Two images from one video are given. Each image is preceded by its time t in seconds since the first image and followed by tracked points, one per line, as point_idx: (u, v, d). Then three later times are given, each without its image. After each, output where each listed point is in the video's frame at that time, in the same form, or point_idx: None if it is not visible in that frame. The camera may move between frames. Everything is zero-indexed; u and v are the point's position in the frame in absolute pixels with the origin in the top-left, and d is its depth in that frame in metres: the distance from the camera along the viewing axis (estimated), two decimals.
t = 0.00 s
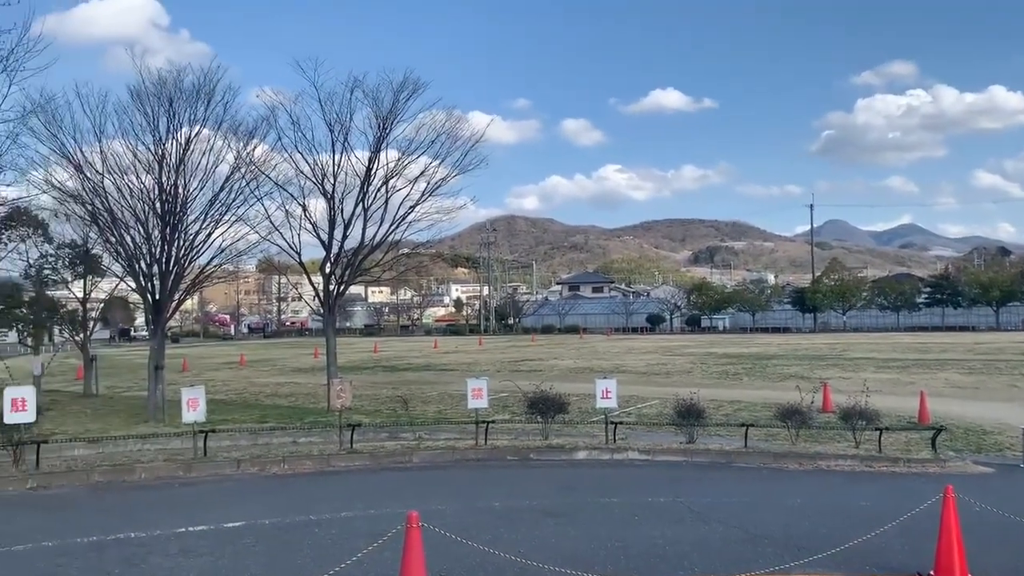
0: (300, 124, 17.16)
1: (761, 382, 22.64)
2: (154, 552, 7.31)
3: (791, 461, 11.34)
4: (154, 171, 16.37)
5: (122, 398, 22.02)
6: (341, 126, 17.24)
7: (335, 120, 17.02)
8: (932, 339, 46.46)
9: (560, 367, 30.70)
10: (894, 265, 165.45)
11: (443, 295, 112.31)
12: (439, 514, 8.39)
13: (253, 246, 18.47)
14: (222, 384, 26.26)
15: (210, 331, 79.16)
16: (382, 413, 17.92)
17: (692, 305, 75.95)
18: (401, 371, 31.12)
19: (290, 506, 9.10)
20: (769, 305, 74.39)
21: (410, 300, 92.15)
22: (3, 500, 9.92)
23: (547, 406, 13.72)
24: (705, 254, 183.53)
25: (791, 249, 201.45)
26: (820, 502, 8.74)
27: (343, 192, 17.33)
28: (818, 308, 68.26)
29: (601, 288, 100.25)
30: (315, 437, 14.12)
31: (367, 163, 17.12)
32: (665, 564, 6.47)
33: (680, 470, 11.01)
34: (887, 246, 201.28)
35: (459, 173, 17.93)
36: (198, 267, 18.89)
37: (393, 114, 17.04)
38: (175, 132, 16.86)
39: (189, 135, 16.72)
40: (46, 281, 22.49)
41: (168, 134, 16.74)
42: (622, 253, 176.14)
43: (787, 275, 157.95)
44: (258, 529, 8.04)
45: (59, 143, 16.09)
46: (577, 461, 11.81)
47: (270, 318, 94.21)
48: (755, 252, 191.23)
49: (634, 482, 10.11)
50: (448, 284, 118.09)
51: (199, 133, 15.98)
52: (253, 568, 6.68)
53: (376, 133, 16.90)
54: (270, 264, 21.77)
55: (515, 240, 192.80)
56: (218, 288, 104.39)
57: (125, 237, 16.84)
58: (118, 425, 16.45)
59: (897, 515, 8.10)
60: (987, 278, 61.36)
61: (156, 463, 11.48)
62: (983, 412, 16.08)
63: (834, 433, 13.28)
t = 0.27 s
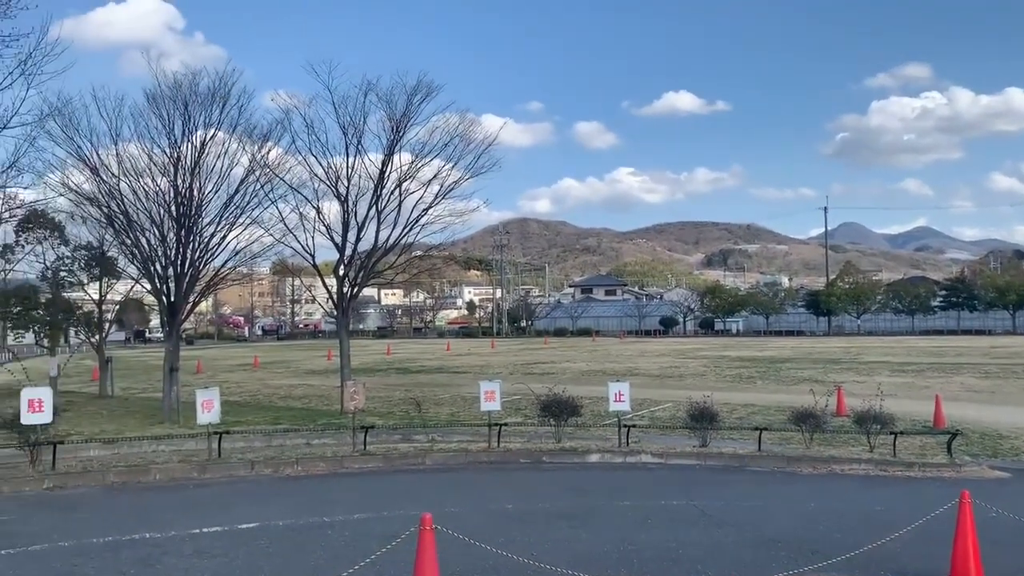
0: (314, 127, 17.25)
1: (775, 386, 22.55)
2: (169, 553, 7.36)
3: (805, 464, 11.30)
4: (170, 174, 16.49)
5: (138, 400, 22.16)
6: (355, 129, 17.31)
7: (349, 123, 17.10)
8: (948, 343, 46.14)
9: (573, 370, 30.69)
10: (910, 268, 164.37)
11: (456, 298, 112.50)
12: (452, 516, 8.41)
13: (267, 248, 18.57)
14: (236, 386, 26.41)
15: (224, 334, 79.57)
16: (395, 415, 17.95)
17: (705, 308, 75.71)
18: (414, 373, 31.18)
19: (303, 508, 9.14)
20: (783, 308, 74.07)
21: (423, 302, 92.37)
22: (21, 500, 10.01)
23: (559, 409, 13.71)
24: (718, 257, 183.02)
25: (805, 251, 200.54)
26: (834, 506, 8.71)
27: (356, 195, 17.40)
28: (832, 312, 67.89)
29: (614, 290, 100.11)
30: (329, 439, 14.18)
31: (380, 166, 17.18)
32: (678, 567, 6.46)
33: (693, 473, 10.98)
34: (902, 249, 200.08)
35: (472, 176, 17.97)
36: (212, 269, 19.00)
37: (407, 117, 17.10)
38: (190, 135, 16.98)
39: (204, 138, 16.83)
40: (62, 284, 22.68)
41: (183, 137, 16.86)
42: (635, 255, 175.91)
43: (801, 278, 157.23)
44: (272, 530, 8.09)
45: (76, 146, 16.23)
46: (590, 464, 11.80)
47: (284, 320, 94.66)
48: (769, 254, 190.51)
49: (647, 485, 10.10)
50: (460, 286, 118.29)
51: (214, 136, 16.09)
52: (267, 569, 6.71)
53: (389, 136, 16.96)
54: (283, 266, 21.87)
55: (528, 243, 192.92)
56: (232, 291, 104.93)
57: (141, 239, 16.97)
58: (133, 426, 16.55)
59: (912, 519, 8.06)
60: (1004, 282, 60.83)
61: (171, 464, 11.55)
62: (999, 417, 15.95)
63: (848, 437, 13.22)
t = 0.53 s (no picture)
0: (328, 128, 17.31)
1: (789, 388, 22.44)
2: (184, 551, 7.40)
3: (820, 466, 11.24)
4: (185, 175, 16.59)
5: (153, 399, 22.31)
6: (369, 130, 17.37)
7: (363, 125, 17.16)
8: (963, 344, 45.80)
9: (586, 370, 30.67)
10: (925, 269, 163.35)
11: (468, 298, 112.61)
12: (464, 517, 8.41)
13: (281, 249, 18.66)
14: (249, 385, 26.54)
15: (238, 333, 79.94)
16: (408, 415, 17.96)
17: (719, 309, 75.47)
18: (427, 373, 31.23)
19: (317, 508, 9.17)
20: (796, 310, 73.74)
21: (436, 302, 92.52)
22: (38, 498, 10.08)
23: (572, 409, 13.68)
24: (731, 258, 182.44)
25: (819, 253, 199.55)
26: (849, 509, 8.66)
27: (369, 196, 17.45)
28: (846, 313, 67.50)
29: (627, 291, 99.95)
30: (342, 439, 14.22)
31: (393, 167, 17.24)
32: (692, 569, 6.44)
33: (707, 475, 10.96)
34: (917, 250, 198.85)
35: (485, 177, 17.99)
36: (227, 269, 19.09)
37: (420, 118, 17.15)
38: (205, 136, 17.08)
39: (219, 139, 16.93)
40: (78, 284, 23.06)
41: (198, 138, 16.96)
42: (647, 256, 175.59)
43: (815, 279, 156.51)
44: (286, 530, 8.12)
45: (92, 147, 16.36)
46: (603, 465, 11.79)
47: (297, 320, 95.00)
48: (782, 255, 189.76)
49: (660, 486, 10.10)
50: (473, 287, 118.38)
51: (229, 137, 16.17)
52: (282, 568, 6.74)
53: (403, 137, 17.01)
54: (297, 266, 21.96)
55: (540, 243, 192.87)
56: (246, 291, 105.45)
57: (156, 240, 17.08)
58: (148, 426, 16.65)
59: (927, 522, 8.02)
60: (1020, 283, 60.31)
61: (186, 463, 11.62)
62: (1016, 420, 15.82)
63: (862, 439, 13.16)
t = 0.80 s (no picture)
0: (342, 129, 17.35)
1: (803, 388, 22.33)
2: (199, 550, 7.43)
3: (834, 467, 11.19)
4: (199, 175, 16.67)
5: (168, 399, 22.43)
6: (382, 130, 17.40)
7: (376, 125, 17.19)
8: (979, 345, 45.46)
9: (598, 370, 30.65)
10: (940, 269, 162.22)
11: (481, 298, 112.71)
12: (477, 517, 8.42)
13: (295, 249, 18.73)
14: (263, 385, 26.67)
15: (252, 333, 80.31)
16: (421, 415, 17.98)
17: (732, 309, 75.24)
18: (440, 373, 31.27)
19: (331, 507, 9.20)
20: (810, 310, 73.40)
21: (449, 302, 92.62)
22: (54, 497, 10.15)
23: (585, 410, 13.66)
24: (745, 258, 181.81)
25: (834, 252, 198.53)
26: (864, 510, 8.62)
27: (383, 196, 17.49)
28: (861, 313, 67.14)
29: (639, 291, 99.76)
30: (355, 438, 14.26)
31: (406, 167, 17.26)
32: (706, 570, 6.43)
33: (720, 475, 10.94)
34: (932, 249, 197.53)
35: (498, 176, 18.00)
36: (241, 269, 19.17)
37: (433, 118, 17.16)
38: (219, 137, 17.16)
39: (233, 139, 17.01)
40: (94, 284, 23.10)
41: (212, 139, 17.04)
42: (660, 256, 175.24)
43: (829, 279, 155.76)
44: (301, 529, 8.15)
45: (108, 148, 16.46)
46: (616, 465, 11.78)
47: (310, 320, 95.33)
48: (796, 255, 188.95)
49: (673, 487, 10.09)
50: (485, 286, 118.45)
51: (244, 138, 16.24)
52: (296, 567, 6.77)
53: (416, 137, 17.04)
54: (311, 266, 22.02)
55: (553, 243, 192.76)
56: (260, 291, 105.91)
57: (171, 240, 17.18)
58: (163, 425, 16.74)
59: (943, 523, 7.97)
60: None
61: (200, 463, 11.68)
62: None
63: (877, 439, 13.09)
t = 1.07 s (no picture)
0: (353, 129, 17.38)
1: (816, 388, 22.22)
2: (210, 549, 7.47)
3: (846, 468, 11.13)
4: (211, 176, 16.74)
5: (180, 398, 22.53)
6: (393, 130, 17.43)
7: (387, 125, 17.21)
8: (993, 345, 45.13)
9: (609, 370, 30.60)
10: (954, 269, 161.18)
11: (492, 298, 112.74)
12: (488, 516, 8.41)
13: (306, 249, 18.77)
14: (275, 384, 26.75)
15: (264, 333, 80.59)
16: (432, 415, 17.98)
17: (744, 309, 74.97)
18: (451, 373, 31.27)
19: (341, 506, 9.22)
20: (822, 309, 73.07)
21: (459, 302, 92.70)
22: (67, 496, 10.21)
23: (596, 409, 13.63)
24: (756, 258, 181.18)
25: (846, 252, 197.59)
26: (876, 511, 8.57)
27: (393, 196, 17.51)
28: (874, 313, 66.78)
29: (651, 291, 99.53)
30: (366, 438, 14.28)
31: (417, 167, 17.28)
32: (718, 570, 6.40)
33: (732, 476, 10.90)
34: (946, 248, 196.33)
35: (508, 176, 18.00)
36: (252, 269, 19.23)
37: (444, 118, 17.17)
38: (231, 137, 17.22)
39: (245, 140, 17.06)
40: (107, 284, 23.21)
41: (224, 139, 17.10)
42: (671, 256, 174.86)
43: (841, 279, 155.05)
44: (312, 528, 8.16)
45: (121, 149, 16.54)
46: (627, 465, 11.75)
47: (322, 320, 95.58)
48: (808, 254, 188.15)
49: (684, 487, 10.06)
50: (496, 286, 118.47)
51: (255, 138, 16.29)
52: (307, 566, 6.78)
53: (427, 137, 17.05)
54: (322, 266, 22.05)
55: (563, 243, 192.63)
56: (272, 291, 106.36)
57: (183, 240, 17.24)
58: (176, 424, 16.82)
59: (957, 525, 7.90)
60: None
61: (212, 461, 11.73)
62: None
63: (891, 440, 13.01)
